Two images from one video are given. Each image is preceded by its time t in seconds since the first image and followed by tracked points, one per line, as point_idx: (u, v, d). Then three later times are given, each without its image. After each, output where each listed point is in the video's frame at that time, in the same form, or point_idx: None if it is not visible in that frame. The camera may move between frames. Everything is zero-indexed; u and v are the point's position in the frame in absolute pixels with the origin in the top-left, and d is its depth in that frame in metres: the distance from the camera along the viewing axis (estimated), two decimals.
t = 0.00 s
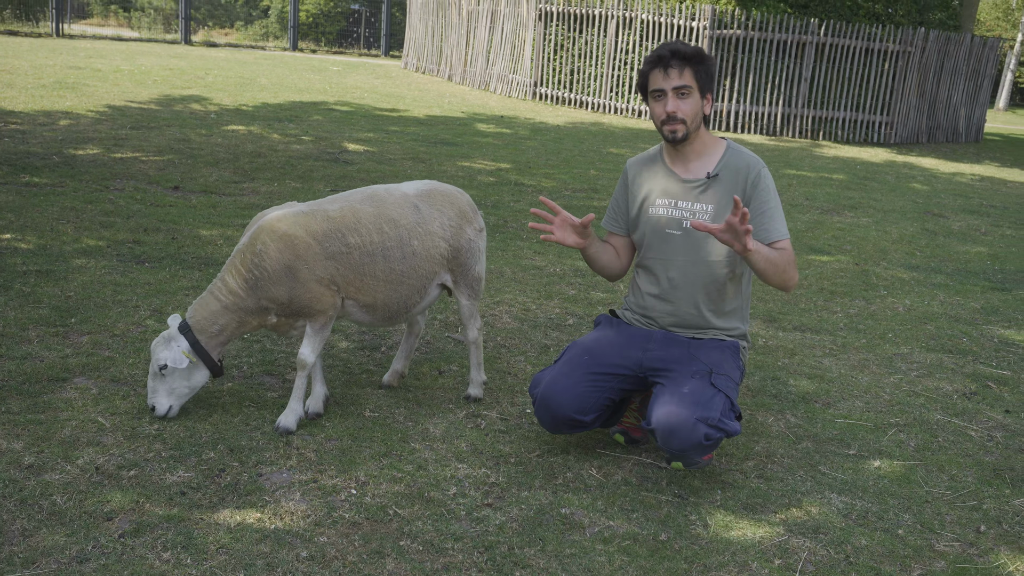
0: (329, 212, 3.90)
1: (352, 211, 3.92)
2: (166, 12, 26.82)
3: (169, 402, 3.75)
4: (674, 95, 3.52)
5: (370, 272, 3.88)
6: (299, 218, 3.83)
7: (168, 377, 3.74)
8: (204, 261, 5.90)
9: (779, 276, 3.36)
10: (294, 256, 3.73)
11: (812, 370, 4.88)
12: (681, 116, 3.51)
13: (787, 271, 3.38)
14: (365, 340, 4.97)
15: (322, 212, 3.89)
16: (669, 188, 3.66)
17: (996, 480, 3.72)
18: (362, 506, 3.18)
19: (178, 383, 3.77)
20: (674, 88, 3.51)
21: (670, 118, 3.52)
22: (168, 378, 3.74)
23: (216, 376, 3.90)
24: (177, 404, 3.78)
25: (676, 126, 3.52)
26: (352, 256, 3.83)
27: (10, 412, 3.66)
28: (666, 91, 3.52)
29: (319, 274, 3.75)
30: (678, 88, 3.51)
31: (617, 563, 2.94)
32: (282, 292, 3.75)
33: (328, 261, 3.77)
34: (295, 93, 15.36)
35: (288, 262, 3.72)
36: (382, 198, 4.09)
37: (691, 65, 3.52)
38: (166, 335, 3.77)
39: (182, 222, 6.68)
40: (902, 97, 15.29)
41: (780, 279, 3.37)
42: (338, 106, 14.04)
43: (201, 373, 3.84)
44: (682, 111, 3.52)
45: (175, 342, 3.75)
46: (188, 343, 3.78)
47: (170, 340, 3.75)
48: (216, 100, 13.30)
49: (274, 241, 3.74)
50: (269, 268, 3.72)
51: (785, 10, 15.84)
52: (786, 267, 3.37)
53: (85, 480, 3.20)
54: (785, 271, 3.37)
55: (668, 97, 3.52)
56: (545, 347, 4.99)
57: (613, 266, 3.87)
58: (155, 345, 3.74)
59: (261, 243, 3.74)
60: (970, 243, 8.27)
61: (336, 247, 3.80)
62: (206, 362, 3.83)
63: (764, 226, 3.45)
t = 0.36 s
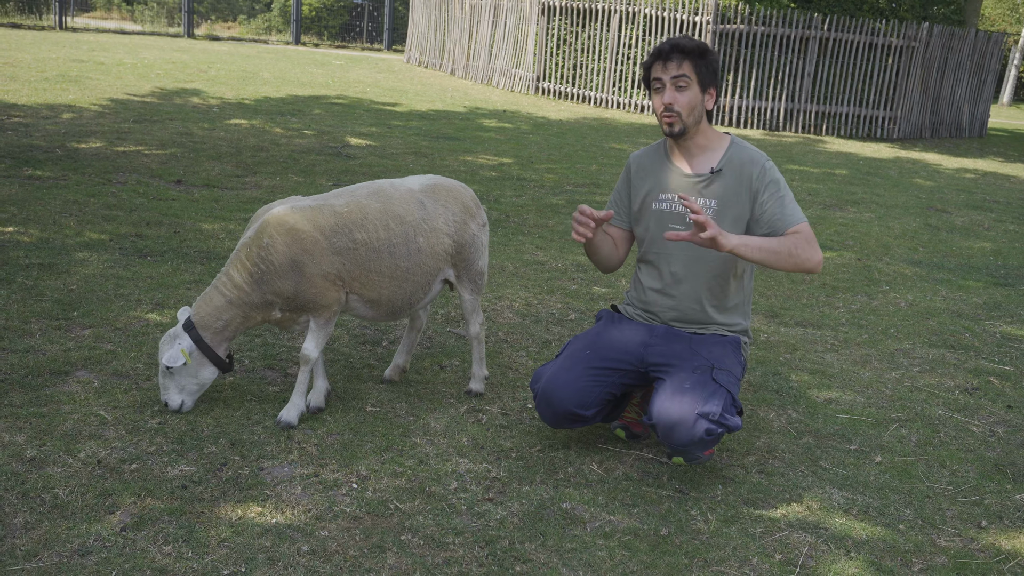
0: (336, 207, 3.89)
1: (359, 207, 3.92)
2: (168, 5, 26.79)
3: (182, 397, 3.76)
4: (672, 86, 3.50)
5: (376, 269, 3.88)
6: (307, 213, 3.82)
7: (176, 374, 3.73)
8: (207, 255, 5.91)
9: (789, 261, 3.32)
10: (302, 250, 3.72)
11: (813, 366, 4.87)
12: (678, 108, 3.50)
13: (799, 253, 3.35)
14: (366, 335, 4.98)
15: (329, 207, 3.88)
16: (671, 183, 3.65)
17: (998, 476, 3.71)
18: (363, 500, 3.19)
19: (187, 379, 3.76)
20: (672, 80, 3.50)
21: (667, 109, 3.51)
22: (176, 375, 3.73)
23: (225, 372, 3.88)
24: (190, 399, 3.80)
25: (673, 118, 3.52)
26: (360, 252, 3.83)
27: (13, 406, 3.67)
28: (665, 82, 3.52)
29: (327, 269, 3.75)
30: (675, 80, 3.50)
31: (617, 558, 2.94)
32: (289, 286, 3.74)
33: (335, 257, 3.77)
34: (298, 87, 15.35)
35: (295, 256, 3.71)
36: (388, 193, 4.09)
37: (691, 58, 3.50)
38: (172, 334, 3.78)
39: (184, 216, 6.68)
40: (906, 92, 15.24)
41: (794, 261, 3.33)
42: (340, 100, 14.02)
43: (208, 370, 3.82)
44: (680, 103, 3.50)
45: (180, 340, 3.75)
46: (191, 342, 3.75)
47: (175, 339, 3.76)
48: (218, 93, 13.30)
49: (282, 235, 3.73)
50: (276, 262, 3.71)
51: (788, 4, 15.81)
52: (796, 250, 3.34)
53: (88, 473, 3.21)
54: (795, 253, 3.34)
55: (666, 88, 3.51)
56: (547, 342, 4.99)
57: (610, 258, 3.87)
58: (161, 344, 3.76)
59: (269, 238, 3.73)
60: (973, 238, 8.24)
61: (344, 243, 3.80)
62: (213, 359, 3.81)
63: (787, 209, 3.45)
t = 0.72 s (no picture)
0: (332, 206, 3.89)
1: (355, 206, 3.92)
2: (165, 6, 26.77)
3: (171, 399, 3.73)
4: (663, 91, 3.50)
5: (372, 268, 3.87)
6: (302, 212, 3.82)
7: (170, 373, 3.72)
8: (203, 254, 5.90)
9: (750, 257, 3.29)
10: (298, 250, 3.71)
11: (810, 363, 4.87)
12: (670, 112, 3.51)
13: (761, 254, 3.30)
14: (363, 334, 4.97)
15: (325, 207, 3.87)
16: (671, 180, 3.67)
17: (995, 473, 3.72)
18: (359, 499, 3.18)
19: (180, 381, 3.74)
20: (662, 85, 3.49)
21: (659, 113, 3.53)
22: (169, 375, 3.72)
23: (218, 373, 3.87)
24: (180, 401, 3.76)
25: (667, 122, 3.53)
26: (355, 251, 3.82)
27: (9, 406, 3.66)
28: (655, 87, 3.51)
29: (322, 269, 3.75)
30: (666, 84, 3.48)
31: (614, 557, 2.94)
32: (285, 286, 3.73)
33: (331, 256, 3.77)
34: (294, 86, 15.34)
35: (291, 255, 3.71)
36: (384, 192, 4.08)
37: (680, 60, 3.48)
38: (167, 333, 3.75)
39: (181, 216, 6.67)
40: (903, 90, 15.25)
41: (754, 259, 3.29)
42: (337, 99, 14.01)
43: (202, 371, 3.81)
44: (672, 107, 3.50)
45: (176, 338, 3.72)
46: (189, 341, 3.73)
47: (171, 337, 3.73)
48: (215, 93, 13.27)
49: (278, 235, 3.73)
50: (272, 261, 3.70)
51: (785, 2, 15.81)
52: (761, 250, 3.30)
53: (83, 473, 3.20)
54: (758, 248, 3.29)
55: (657, 93, 3.51)
56: (544, 341, 4.99)
57: (606, 252, 3.80)
58: (157, 341, 3.72)
59: (265, 237, 3.72)
60: (970, 236, 8.25)
61: (339, 242, 3.79)
62: (208, 359, 3.80)
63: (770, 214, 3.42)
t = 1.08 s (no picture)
0: (327, 203, 3.89)
1: (350, 203, 3.91)
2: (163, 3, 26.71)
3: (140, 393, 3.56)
4: (672, 85, 3.50)
5: (368, 266, 3.87)
6: (298, 209, 3.81)
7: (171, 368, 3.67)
8: (201, 252, 5.89)
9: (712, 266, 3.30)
10: (295, 248, 3.71)
11: (808, 363, 4.88)
12: (680, 104, 3.50)
13: (723, 263, 3.31)
14: (361, 333, 4.97)
15: (320, 204, 3.87)
16: (672, 179, 3.66)
17: (991, 473, 3.72)
18: (356, 498, 3.18)
19: (160, 377, 3.60)
20: (671, 78, 3.49)
21: (668, 106, 3.51)
22: (154, 370, 3.58)
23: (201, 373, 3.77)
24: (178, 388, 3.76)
25: (675, 114, 3.52)
26: (352, 249, 3.82)
27: (5, 404, 3.65)
28: (664, 80, 3.51)
29: (320, 266, 3.74)
30: (675, 77, 3.49)
31: (611, 556, 2.94)
32: (283, 284, 3.72)
33: (327, 253, 3.77)
34: (293, 84, 15.31)
35: (289, 253, 3.70)
36: (379, 189, 4.08)
37: (689, 55, 3.50)
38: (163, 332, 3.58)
39: (178, 214, 6.66)
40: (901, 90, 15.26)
41: (717, 268, 3.31)
42: (336, 97, 13.99)
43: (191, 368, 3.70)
44: (682, 99, 3.50)
45: (175, 334, 3.59)
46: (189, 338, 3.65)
47: (168, 332, 3.59)
48: (212, 91, 13.25)
49: (275, 233, 3.72)
50: (271, 260, 3.68)
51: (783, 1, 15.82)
52: (724, 257, 3.31)
53: (80, 471, 3.19)
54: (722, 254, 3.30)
55: (666, 86, 3.51)
56: (541, 340, 4.98)
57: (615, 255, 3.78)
58: (150, 335, 3.54)
59: (262, 235, 3.71)
60: (968, 236, 8.26)
61: (335, 239, 3.79)
62: (203, 359, 3.72)
63: (753, 216, 3.43)
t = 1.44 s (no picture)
0: (331, 205, 3.89)
1: (353, 205, 3.91)
2: (162, 4, 26.72)
3: (191, 413, 3.56)
4: (681, 81, 3.52)
5: (372, 267, 3.87)
6: (302, 211, 3.81)
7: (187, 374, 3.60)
8: (201, 253, 5.89)
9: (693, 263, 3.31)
10: (301, 249, 3.70)
11: (809, 363, 4.88)
12: (690, 99, 3.50)
13: (706, 258, 3.30)
14: (361, 334, 4.97)
15: (324, 206, 3.87)
16: (671, 179, 3.67)
17: (992, 473, 3.72)
18: (357, 499, 3.18)
19: (195, 391, 3.58)
20: (681, 74, 3.52)
21: (677, 101, 3.52)
22: (186, 387, 3.54)
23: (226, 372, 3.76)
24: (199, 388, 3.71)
25: (685, 109, 3.51)
26: (356, 251, 3.82)
27: (6, 406, 3.65)
28: (673, 76, 3.53)
29: (324, 268, 3.74)
30: (684, 73, 3.52)
31: (612, 557, 2.94)
32: (288, 285, 3.71)
33: (332, 256, 3.76)
34: (292, 85, 15.31)
35: (294, 255, 3.69)
36: (380, 190, 4.08)
37: (699, 54, 3.54)
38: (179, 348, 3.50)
39: (178, 215, 6.66)
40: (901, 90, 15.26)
41: (699, 264, 3.31)
42: (336, 98, 14.01)
43: (215, 372, 3.67)
44: (692, 94, 3.51)
45: (187, 347, 3.51)
46: (200, 346, 3.60)
47: (178, 348, 3.50)
48: (212, 92, 13.26)
49: (280, 234, 3.71)
50: (275, 261, 3.67)
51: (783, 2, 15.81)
52: (704, 251, 3.30)
53: (80, 473, 3.19)
54: (700, 251, 3.29)
55: (675, 82, 3.53)
56: (542, 341, 4.98)
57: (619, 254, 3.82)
58: (163, 359, 3.45)
59: (267, 237, 3.70)
60: (968, 236, 8.26)
61: (340, 241, 3.79)
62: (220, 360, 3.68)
63: (748, 210, 3.41)
